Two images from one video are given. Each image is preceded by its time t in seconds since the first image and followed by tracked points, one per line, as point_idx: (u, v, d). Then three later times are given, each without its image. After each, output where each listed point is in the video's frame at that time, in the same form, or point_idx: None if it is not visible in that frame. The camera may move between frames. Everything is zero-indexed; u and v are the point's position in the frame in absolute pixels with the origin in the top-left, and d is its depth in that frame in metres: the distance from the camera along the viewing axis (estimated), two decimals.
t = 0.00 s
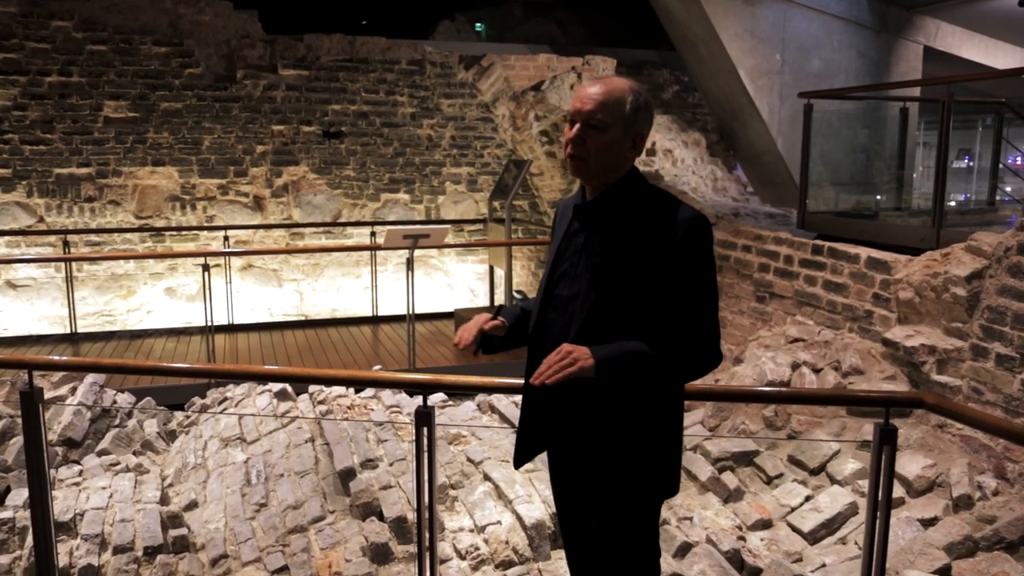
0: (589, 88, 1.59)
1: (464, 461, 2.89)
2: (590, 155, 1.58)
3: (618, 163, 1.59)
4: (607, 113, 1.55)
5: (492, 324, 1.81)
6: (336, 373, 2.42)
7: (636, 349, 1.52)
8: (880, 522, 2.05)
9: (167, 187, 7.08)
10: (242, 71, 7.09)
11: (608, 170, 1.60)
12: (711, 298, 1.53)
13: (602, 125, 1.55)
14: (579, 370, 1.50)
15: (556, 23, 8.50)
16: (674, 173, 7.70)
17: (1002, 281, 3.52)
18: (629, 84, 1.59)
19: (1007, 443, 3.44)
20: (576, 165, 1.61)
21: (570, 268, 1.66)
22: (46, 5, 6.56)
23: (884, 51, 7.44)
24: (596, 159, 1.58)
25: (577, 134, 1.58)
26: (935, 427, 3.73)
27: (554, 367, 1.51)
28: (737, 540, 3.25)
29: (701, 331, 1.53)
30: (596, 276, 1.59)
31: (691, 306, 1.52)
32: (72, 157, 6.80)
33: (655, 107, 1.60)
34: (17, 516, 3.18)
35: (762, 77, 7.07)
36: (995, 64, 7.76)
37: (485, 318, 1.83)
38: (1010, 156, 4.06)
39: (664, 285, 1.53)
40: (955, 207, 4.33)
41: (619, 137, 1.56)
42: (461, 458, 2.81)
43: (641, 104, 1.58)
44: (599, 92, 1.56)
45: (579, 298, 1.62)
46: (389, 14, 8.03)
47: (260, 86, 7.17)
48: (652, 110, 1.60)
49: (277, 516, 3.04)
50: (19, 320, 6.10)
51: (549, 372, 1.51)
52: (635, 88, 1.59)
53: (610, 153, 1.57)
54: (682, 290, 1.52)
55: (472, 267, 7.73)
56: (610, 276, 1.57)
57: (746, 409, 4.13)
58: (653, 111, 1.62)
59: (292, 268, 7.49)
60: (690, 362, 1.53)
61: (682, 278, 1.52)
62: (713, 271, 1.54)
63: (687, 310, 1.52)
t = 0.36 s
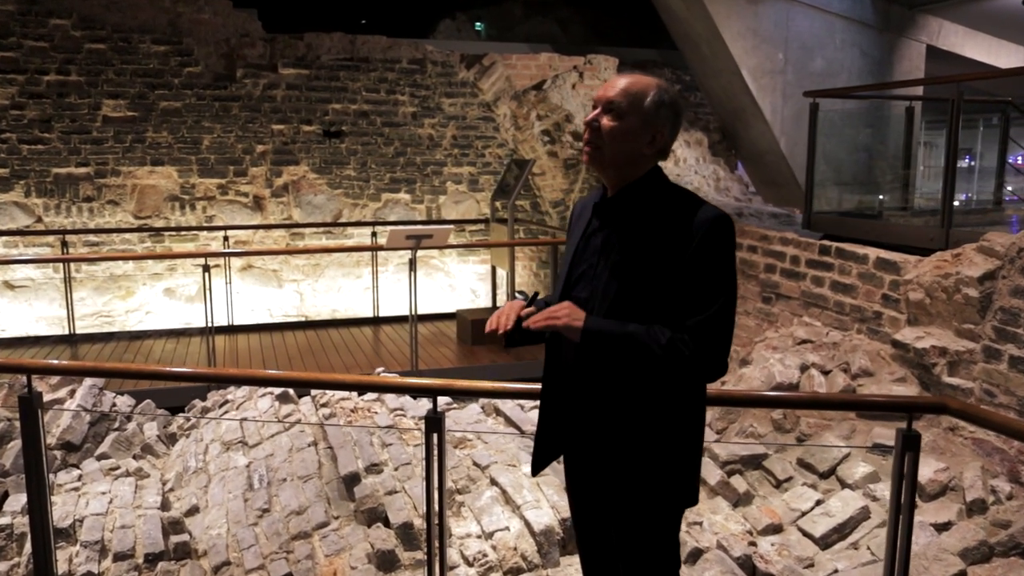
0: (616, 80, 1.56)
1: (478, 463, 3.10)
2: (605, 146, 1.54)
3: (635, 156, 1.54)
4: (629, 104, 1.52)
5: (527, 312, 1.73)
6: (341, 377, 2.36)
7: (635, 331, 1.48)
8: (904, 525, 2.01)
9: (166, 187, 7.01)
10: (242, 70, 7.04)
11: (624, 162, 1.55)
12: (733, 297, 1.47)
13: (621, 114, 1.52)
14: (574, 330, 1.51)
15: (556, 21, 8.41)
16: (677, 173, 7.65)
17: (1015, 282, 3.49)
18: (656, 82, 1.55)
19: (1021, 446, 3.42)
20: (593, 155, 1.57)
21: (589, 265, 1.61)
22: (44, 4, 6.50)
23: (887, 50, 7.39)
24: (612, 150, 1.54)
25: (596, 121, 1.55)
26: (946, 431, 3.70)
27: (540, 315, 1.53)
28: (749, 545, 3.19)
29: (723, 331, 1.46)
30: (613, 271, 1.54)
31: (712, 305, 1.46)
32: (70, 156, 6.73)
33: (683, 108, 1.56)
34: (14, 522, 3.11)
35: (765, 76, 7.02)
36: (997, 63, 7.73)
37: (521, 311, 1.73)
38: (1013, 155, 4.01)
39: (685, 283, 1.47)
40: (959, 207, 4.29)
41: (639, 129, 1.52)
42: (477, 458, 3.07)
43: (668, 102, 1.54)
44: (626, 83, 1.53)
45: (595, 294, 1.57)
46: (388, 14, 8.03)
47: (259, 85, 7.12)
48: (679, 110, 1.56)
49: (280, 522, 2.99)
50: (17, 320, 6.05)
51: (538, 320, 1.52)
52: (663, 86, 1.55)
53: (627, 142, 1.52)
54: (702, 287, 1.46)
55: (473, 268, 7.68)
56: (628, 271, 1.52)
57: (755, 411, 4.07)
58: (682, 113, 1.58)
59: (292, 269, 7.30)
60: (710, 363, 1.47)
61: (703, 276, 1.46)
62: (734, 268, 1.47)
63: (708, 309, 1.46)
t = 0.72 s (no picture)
0: (623, 80, 1.54)
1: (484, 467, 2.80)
2: (615, 148, 1.52)
3: (649, 158, 1.53)
4: (637, 104, 1.50)
5: (502, 283, 1.74)
6: (345, 380, 2.35)
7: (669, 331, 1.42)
8: (915, 526, 1.99)
9: (167, 190, 7.00)
10: (243, 73, 7.03)
11: (638, 165, 1.53)
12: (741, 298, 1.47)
13: (630, 116, 1.50)
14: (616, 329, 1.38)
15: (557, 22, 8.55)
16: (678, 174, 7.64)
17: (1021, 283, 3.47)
18: (663, 80, 1.53)
19: None
20: (602, 157, 1.55)
21: (597, 264, 1.59)
22: (45, 6, 6.49)
23: (889, 51, 7.38)
24: (623, 152, 1.52)
25: (604, 124, 1.53)
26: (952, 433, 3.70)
27: (581, 316, 1.36)
28: (755, 548, 3.17)
29: (733, 331, 1.46)
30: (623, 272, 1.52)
31: (720, 306, 1.46)
32: (71, 159, 6.72)
33: (692, 104, 1.55)
34: (16, 526, 3.09)
35: (766, 77, 7.02)
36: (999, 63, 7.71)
37: (495, 279, 1.74)
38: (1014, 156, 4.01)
39: (693, 284, 1.47)
40: (961, 208, 4.27)
41: (650, 131, 1.50)
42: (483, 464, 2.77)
43: (677, 100, 1.53)
44: (633, 84, 1.51)
45: (604, 294, 1.55)
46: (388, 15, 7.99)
47: (260, 87, 7.11)
48: (688, 106, 1.55)
49: (284, 525, 2.97)
50: (16, 324, 6.00)
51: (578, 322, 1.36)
52: (670, 83, 1.54)
53: (639, 146, 1.51)
54: (711, 289, 1.45)
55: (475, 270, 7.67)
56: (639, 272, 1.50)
57: (759, 413, 4.06)
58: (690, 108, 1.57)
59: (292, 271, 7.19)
60: (725, 366, 1.45)
61: (713, 277, 1.45)
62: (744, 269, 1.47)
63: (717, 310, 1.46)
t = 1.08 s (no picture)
0: (615, 87, 1.55)
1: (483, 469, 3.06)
2: (612, 156, 1.54)
3: (643, 165, 1.55)
4: (632, 112, 1.52)
5: (513, 309, 1.79)
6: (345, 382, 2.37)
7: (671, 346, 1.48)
8: (907, 525, 2.02)
9: (167, 193, 7.03)
10: (243, 76, 7.06)
11: (634, 171, 1.56)
12: (739, 301, 1.49)
13: (627, 124, 1.52)
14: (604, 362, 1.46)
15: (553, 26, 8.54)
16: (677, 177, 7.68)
17: (1016, 285, 3.49)
18: (656, 85, 1.55)
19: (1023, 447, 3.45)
20: (599, 164, 1.57)
21: (592, 269, 1.62)
22: (45, 10, 6.51)
23: (886, 54, 7.41)
24: (619, 159, 1.54)
25: (600, 132, 1.55)
26: (948, 433, 3.71)
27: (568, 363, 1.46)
28: (751, 548, 3.19)
29: (728, 333, 1.48)
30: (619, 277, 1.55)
31: (719, 310, 1.48)
32: (72, 162, 6.74)
33: (684, 107, 1.57)
34: (18, 527, 3.11)
35: (765, 80, 7.05)
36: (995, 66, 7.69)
37: (507, 303, 1.80)
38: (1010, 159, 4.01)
39: (690, 287, 1.48)
40: (958, 210, 4.30)
41: (645, 139, 1.53)
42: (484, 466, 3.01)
43: (669, 104, 1.55)
44: (625, 91, 1.53)
45: (601, 299, 1.58)
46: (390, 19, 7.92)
47: (260, 90, 7.13)
48: (679, 109, 1.57)
49: (284, 526, 3.00)
50: (17, 326, 5.89)
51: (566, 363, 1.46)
52: (662, 88, 1.55)
53: (634, 154, 1.53)
54: (708, 292, 1.47)
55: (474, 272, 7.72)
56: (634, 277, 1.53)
57: (756, 414, 4.08)
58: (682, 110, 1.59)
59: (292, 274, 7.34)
60: (717, 365, 1.49)
61: (709, 280, 1.47)
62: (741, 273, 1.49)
63: (715, 313, 1.47)
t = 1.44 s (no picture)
0: (606, 91, 1.60)
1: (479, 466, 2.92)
2: (608, 159, 1.58)
3: (637, 166, 1.59)
4: (625, 115, 1.55)
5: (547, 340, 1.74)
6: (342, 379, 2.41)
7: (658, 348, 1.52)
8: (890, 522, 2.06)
9: (167, 195, 7.06)
10: (242, 78, 7.11)
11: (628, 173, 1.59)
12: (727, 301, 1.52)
13: (620, 128, 1.55)
14: (579, 381, 1.60)
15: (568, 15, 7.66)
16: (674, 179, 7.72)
17: (1006, 283, 3.54)
18: (646, 89, 1.59)
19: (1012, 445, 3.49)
20: (593, 168, 1.61)
21: (582, 270, 1.66)
22: (46, 13, 6.55)
23: (883, 55, 7.45)
24: (614, 162, 1.58)
25: (594, 135, 1.58)
26: (940, 430, 3.75)
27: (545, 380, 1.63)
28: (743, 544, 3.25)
29: (713, 331, 1.51)
30: (607, 278, 1.59)
31: (708, 309, 1.50)
32: (72, 164, 6.79)
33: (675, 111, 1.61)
34: (20, 524, 3.15)
35: (761, 81, 7.09)
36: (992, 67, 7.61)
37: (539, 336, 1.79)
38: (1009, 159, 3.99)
39: (677, 287, 1.51)
40: (954, 211, 4.34)
41: (639, 141, 1.57)
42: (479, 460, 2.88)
43: (660, 108, 1.60)
44: (617, 95, 1.57)
45: (591, 299, 1.62)
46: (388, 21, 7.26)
47: (260, 92, 7.18)
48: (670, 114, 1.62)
49: (282, 523, 3.04)
50: (18, 328, 5.99)
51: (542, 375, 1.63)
52: (654, 92, 1.60)
53: (629, 156, 1.57)
54: (695, 292, 1.50)
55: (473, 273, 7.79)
56: (623, 278, 1.57)
57: (750, 412, 4.11)
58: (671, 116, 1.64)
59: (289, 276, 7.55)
60: (700, 363, 1.51)
61: (697, 281, 1.50)
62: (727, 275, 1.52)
63: (703, 313, 1.50)
